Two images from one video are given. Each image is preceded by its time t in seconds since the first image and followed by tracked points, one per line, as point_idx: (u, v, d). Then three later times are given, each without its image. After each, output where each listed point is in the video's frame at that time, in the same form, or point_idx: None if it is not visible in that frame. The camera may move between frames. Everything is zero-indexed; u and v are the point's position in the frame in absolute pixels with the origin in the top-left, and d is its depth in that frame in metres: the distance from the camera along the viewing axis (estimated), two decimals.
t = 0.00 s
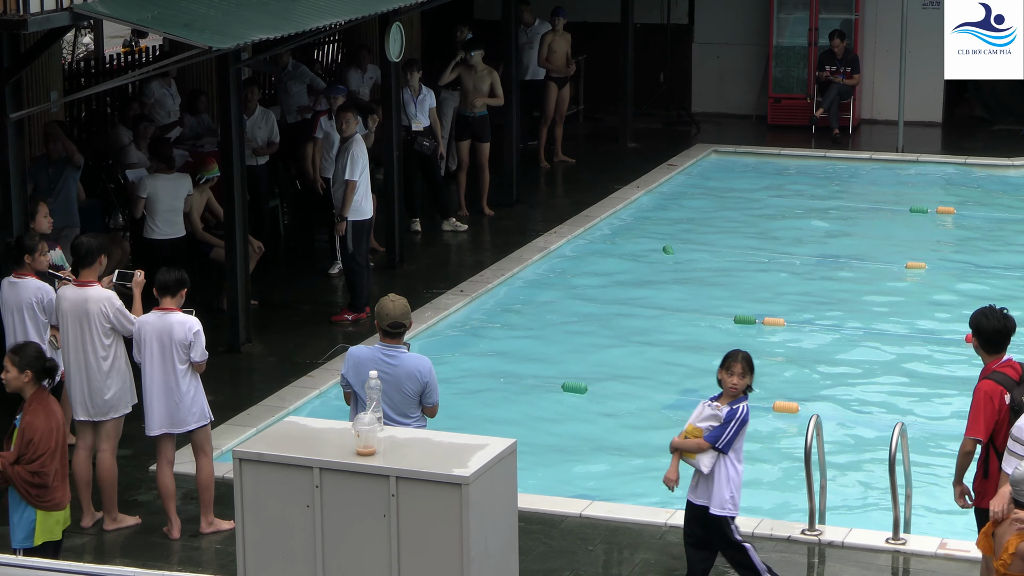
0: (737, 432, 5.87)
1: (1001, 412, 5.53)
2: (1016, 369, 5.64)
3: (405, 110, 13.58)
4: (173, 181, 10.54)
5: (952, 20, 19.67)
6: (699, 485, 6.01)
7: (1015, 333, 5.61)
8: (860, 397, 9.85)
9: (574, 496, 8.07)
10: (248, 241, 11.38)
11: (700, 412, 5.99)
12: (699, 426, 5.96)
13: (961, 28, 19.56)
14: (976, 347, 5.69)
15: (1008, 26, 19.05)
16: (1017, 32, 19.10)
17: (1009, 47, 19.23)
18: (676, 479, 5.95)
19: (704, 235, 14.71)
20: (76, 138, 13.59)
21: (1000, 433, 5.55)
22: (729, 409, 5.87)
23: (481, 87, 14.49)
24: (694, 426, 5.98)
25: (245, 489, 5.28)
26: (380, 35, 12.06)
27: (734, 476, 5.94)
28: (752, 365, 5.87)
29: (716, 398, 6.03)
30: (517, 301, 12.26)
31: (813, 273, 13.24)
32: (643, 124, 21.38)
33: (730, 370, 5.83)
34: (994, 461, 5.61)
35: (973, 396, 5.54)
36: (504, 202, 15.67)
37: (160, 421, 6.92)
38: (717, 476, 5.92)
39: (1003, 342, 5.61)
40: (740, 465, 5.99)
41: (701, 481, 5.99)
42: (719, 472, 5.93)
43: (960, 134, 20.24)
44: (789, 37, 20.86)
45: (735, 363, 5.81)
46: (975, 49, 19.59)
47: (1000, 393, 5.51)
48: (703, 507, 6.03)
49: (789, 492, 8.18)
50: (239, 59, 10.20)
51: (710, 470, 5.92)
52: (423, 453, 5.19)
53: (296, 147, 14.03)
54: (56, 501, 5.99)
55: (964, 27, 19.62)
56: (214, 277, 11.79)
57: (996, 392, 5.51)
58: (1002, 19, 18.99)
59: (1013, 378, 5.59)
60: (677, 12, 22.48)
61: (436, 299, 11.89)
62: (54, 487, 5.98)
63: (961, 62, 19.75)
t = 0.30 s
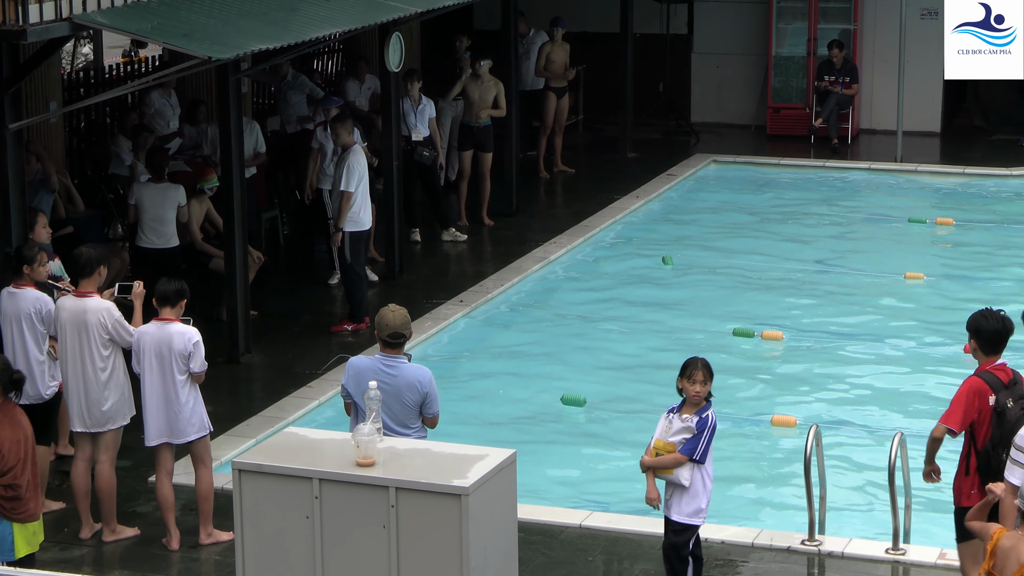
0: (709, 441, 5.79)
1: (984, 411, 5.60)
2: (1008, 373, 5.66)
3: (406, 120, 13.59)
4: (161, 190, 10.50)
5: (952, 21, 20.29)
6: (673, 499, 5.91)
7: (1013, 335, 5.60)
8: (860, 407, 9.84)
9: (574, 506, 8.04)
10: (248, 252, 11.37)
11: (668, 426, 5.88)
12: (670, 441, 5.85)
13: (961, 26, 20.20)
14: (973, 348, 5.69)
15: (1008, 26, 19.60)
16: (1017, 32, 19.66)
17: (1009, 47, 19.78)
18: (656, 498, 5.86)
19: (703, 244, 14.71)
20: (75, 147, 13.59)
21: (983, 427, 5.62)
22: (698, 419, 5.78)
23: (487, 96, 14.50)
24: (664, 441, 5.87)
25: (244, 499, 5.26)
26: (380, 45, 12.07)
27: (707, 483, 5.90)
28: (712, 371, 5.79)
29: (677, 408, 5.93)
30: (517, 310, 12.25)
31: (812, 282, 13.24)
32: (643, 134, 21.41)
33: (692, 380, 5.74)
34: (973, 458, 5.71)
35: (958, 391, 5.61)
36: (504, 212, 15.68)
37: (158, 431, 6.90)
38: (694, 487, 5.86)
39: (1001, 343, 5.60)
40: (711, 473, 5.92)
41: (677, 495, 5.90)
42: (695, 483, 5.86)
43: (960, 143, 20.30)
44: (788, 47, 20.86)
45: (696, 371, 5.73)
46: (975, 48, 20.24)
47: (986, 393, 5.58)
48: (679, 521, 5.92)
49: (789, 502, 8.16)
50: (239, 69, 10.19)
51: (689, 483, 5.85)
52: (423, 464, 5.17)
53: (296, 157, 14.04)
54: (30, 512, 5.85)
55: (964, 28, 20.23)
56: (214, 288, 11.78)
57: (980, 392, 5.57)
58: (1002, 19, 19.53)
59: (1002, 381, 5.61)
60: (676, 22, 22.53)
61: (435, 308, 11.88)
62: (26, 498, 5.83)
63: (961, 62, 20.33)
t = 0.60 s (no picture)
0: (683, 449, 5.74)
1: (968, 404, 5.63)
2: (997, 369, 5.68)
3: (408, 119, 13.59)
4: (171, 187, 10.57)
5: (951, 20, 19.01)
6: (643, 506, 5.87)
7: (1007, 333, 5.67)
8: (861, 408, 9.84)
9: (574, 505, 8.05)
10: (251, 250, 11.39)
11: (642, 432, 5.83)
12: (643, 446, 5.79)
13: (961, 26, 18.96)
14: (966, 344, 5.74)
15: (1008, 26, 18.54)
16: (1017, 32, 18.64)
17: (1009, 47, 18.77)
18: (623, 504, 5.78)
19: (706, 245, 14.72)
20: (77, 145, 13.60)
21: (968, 420, 5.63)
22: (673, 426, 5.74)
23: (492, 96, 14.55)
24: (637, 446, 5.80)
25: (245, 497, 5.27)
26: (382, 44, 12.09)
27: (679, 493, 5.83)
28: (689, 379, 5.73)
29: (654, 415, 5.88)
30: (519, 310, 12.26)
31: (814, 283, 13.25)
32: (646, 134, 21.42)
33: (669, 387, 5.67)
34: (958, 450, 5.72)
35: (943, 382, 5.69)
36: (506, 211, 15.69)
37: (160, 429, 6.92)
38: (665, 493, 5.80)
39: (997, 339, 5.67)
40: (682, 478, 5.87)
41: (648, 500, 5.85)
42: (666, 490, 5.81)
43: (963, 144, 20.26)
44: (791, 47, 20.91)
45: (672, 377, 5.66)
46: (975, 49, 19.07)
47: (970, 386, 5.62)
48: (651, 528, 5.89)
49: (790, 503, 8.16)
50: (241, 68, 10.18)
51: (658, 491, 5.79)
52: (423, 462, 5.19)
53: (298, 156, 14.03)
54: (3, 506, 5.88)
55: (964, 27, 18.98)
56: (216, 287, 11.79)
57: (966, 385, 5.63)
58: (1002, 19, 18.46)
59: (988, 375, 5.64)
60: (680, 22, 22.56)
61: (438, 308, 11.89)
62: None
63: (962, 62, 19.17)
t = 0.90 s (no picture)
0: (691, 445, 5.61)
1: (963, 398, 5.71)
2: (995, 365, 5.69)
3: (435, 113, 13.61)
4: (223, 173, 10.63)
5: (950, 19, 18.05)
6: (647, 504, 5.70)
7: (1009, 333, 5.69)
8: (890, 401, 9.76)
9: (601, 499, 8.01)
10: (279, 244, 11.41)
11: (647, 429, 5.70)
12: (649, 443, 5.67)
13: (960, 27, 18.03)
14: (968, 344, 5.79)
15: (1008, 26, 17.84)
16: (1018, 32, 17.90)
17: (1009, 48, 17.92)
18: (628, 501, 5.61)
19: (733, 238, 14.62)
20: (105, 138, 13.65)
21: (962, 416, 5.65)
22: (679, 421, 5.61)
23: (518, 91, 14.48)
24: (643, 443, 5.68)
25: (273, 489, 5.26)
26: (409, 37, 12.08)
27: (686, 490, 5.69)
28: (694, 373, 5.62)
29: (656, 411, 5.75)
30: (545, 304, 12.22)
31: (843, 277, 13.14)
32: (673, 127, 21.32)
33: (675, 381, 5.57)
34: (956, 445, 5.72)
35: (943, 379, 5.85)
36: (533, 205, 15.65)
37: (189, 421, 6.92)
38: (674, 490, 5.65)
39: (1001, 338, 5.71)
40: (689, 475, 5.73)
41: (654, 499, 5.68)
42: (673, 487, 5.66)
43: (992, 138, 20.06)
44: (819, 40, 20.76)
45: (679, 373, 5.55)
46: (974, 49, 18.12)
47: (964, 380, 5.71)
48: (658, 527, 5.70)
49: (819, 497, 8.09)
50: (269, 62, 10.18)
51: (666, 487, 5.63)
52: (451, 455, 5.17)
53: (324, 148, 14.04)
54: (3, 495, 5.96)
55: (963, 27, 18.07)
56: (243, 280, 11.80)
57: (959, 379, 5.73)
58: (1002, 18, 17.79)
59: (982, 371, 5.69)
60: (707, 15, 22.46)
61: (465, 301, 11.87)
62: None
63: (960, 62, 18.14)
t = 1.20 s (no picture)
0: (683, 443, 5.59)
1: (947, 392, 5.75)
2: (981, 358, 5.70)
3: (449, 106, 13.60)
4: (245, 162, 10.74)
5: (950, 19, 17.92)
6: (640, 504, 5.66)
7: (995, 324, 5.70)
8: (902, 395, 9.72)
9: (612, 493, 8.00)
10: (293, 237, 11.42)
11: (636, 430, 5.63)
12: (641, 445, 5.59)
13: (961, 27, 17.83)
14: (959, 334, 5.79)
15: (1008, 26, 17.74)
16: (1018, 32, 17.80)
17: (1009, 48, 17.79)
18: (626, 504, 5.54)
19: (746, 232, 14.58)
20: (119, 131, 13.68)
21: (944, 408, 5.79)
22: (672, 421, 5.56)
23: (520, 85, 14.34)
24: (634, 445, 5.61)
25: (285, 482, 5.25)
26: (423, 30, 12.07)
27: (678, 487, 5.68)
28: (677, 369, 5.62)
29: (642, 411, 5.69)
30: (557, 297, 12.19)
31: (856, 271, 13.09)
32: (686, 121, 21.27)
33: (663, 378, 5.53)
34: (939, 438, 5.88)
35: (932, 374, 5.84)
36: (546, 198, 15.64)
37: (201, 415, 6.92)
38: (667, 489, 5.63)
39: (989, 330, 5.71)
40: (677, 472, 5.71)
41: (648, 498, 5.65)
42: (667, 486, 5.63)
43: (1005, 132, 19.96)
44: (832, 34, 20.60)
45: (666, 370, 5.53)
46: (974, 49, 17.92)
47: (949, 375, 5.74)
48: (652, 526, 5.68)
49: (831, 491, 8.06)
50: (282, 55, 10.19)
51: (660, 488, 5.59)
52: (463, 449, 5.15)
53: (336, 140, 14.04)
54: None
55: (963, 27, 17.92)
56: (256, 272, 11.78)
57: (945, 372, 5.75)
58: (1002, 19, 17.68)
59: (967, 364, 5.71)
60: (720, 9, 22.39)
61: (478, 294, 11.85)
62: None
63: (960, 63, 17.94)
